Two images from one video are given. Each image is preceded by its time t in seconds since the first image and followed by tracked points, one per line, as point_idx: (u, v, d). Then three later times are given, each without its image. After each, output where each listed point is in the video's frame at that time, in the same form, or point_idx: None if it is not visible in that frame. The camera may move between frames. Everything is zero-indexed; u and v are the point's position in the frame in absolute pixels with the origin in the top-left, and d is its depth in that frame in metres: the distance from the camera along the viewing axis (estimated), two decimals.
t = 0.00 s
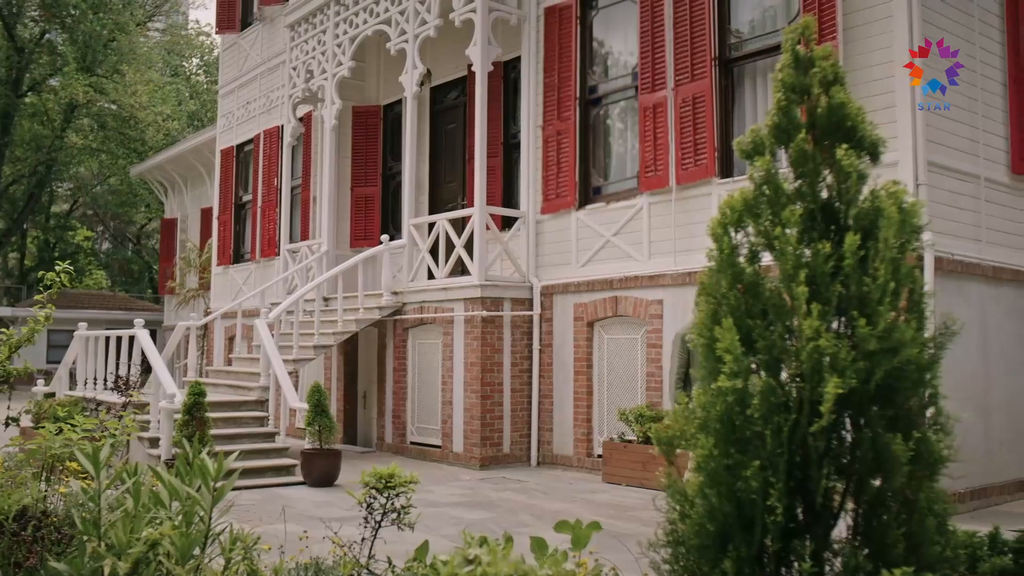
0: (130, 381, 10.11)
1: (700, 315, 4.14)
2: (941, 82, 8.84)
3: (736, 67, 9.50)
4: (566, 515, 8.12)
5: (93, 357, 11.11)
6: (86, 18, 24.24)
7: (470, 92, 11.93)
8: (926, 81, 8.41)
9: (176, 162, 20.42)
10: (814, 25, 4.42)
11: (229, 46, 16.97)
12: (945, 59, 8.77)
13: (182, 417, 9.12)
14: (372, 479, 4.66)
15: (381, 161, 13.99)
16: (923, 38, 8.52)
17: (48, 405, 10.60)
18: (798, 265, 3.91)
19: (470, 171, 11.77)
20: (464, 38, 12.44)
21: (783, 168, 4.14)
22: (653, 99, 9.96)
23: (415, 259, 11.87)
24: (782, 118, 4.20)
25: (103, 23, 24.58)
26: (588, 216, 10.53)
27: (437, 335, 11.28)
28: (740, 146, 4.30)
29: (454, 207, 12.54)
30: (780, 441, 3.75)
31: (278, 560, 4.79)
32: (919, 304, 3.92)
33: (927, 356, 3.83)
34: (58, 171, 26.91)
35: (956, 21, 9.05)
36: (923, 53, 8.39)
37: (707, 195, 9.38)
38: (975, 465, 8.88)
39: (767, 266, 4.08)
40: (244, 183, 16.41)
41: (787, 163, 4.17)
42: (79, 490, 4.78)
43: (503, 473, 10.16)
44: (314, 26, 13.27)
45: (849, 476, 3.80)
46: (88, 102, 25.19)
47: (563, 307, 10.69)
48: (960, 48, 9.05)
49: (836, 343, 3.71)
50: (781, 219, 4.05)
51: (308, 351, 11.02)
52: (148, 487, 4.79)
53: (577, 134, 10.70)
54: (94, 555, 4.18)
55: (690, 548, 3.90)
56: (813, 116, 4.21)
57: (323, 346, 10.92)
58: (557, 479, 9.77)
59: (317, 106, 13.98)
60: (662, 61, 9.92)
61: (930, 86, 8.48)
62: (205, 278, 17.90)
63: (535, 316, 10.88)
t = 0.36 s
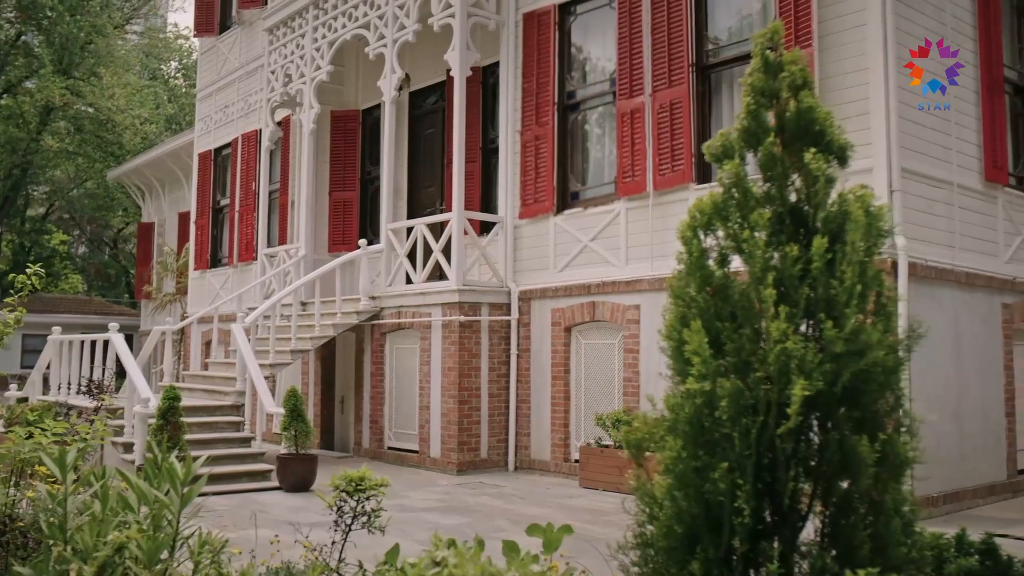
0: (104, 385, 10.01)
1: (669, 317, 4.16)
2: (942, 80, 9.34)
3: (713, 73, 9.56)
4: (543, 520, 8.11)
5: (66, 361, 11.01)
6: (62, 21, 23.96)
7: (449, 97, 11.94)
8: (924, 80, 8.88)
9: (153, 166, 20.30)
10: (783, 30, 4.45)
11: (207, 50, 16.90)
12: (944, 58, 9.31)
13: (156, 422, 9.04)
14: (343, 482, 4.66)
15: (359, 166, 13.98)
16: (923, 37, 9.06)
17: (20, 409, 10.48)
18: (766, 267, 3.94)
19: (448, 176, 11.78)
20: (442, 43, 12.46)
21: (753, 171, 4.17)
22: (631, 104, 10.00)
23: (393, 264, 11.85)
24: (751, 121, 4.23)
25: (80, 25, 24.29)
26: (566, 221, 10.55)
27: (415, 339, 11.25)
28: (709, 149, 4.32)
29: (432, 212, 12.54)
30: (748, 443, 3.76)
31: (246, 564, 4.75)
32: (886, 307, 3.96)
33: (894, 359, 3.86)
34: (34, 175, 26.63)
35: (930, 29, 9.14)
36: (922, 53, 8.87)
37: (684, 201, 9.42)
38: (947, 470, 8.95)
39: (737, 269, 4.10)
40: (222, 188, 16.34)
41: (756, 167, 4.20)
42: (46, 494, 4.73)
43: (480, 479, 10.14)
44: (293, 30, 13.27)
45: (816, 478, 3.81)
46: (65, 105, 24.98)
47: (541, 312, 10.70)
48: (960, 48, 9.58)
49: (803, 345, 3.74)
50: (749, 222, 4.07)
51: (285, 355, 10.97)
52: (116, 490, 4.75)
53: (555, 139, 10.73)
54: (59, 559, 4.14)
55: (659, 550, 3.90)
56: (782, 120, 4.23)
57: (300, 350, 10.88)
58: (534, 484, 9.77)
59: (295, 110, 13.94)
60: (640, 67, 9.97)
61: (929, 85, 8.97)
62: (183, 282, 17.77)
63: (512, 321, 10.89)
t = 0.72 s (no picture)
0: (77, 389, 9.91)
1: (638, 319, 4.18)
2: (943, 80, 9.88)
3: (690, 79, 9.62)
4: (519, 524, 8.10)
5: (39, 365, 10.90)
6: (38, 22, 23.81)
7: (427, 101, 11.95)
8: (924, 80, 9.43)
9: (130, 169, 20.18)
10: (751, 33, 4.49)
11: (184, 53, 16.85)
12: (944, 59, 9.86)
13: (130, 426, 8.96)
14: (312, 484, 4.64)
15: (337, 170, 13.99)
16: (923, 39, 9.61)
17: None
18: (733, 268, 3.97)
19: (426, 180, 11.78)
20: (421, 48, 12.48)
21: (721, 173, 4.20)
22: (608, 110, 10.05)
23: (370, 268, 11.82)
24: (720, 124, 4.26)
25: (56, 27, 24.22)
26: (543, 225, 10.58)
27: (392, 343, 11.22)
28: (678, 151, 4.35)
29: (410, 216, 12.53)
30: (715, 443, 3.78)
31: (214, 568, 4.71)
32: (852, 308, 3.99)
33: (859, 360, 3.89)
34: (8, 178, 26.35)
35: (903, 36, 9.23)
36: (924, 54, 9.41)
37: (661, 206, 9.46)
38: (920, 473, 9.03)
39: (705, 270, 4.13)
40: (199, 191, 16.25)
41: (725, 168, 4.23)
42: (10, 496, 4.67)
43: (456, 483, 10.13)
44: (271, 33, 13.26)
45: (782, 478, 3.84)
46: (40, 108, 24.70)
47: (518, 316, 10.71)
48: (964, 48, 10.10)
49: (770, 346, 3.77)
50: (718, 224, 4.10)
51: (261, 359, 10.92)
52: (82, 493, 4.71)
53: (532, 143, 10.76)
54: (23, 561, 4.09)
55: (626, 550, 3.91)
56: (751, 124, 4.26)
57: (276, 355, 10.83)
58: (510, 488, 9.76)
59: (273, 114, 13.90)
60: (617, 72, 10.01)
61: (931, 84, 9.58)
62: (159, 286, 17.66)
63: (489, 325, 10.89)
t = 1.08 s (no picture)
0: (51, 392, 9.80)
1: (608, 319, 4.20)
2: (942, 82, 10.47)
3: (667, 84, 9.67)
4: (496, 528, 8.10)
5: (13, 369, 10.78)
6: (15, 23, 23.17)
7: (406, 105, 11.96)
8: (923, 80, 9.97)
9: (107, 171, 20.05)
10: (722, 36, 4.53)
11: (162, 55, 16.78)
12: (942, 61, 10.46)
13: (104, 430, 8.88)
14: (284, 485, 4.62)
15: (316, 173, 13.97)
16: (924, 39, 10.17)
17: None
18: (703, 269, 3.99)
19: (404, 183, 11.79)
20: (399, 52, 12.50)
21: (692, 174, 4.23)
22: (586, 114, 10.09)
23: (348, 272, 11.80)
24: (691, 125, 4.29)
25: (33, 28, 23.58)
26: (521, 229, 10.60)
27: (370, 347, 11.21)
28: (649, 152, 4.38)
29: (389, 220, 12.52)
30: (684, 442, 3.80)
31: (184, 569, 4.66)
32: (821, 308, 4.03)
33: (827, 360, 3.93)
34: None
35: (878, 43, 9.33)
36: (923, 54, 9.96)
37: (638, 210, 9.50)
38: (895, 476, 9.10)
39: (676, 270, 4.15)
40: (176, 194, 16.16)
41: (695, 169, 4.26)
42: None
43: (434, 487, 10.11)
44: (249, 36, 13.26)
45: (750, 478, 3.87)
46: (16, 109, 24.20)
47: (496, 320, 10.73)
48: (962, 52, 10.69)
49: (739, 346, 3.79)
50: (688, 225, 4.12)
51: (238, 363, 10.86)
52: (50, 494, 4.66)
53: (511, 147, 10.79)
54: None
55: (596, 549, 3.93)
56: (721, 126, 4.30)
57: (253, 358, 10.78)
58: (488, 492, 9.75)
59: (252, 117, 13.87)
60: (596, 77, 10.06)
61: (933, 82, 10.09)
62: (136, 289, 17.53)
63: (468, 329, 10.90)
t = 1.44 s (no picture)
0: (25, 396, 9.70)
1: (581, 318, 4.21)
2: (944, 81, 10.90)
3: (646, 89, 9.73)
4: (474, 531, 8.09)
5: None
6: None
7: (386, 109, 11.97)
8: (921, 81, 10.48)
9: (84, 174, 19.89)
10: (695, 38, 4.57)
11: (141, 57, 16.70)
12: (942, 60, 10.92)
13: (79, 434, 8.80)
14: (257, 485, 4.60)
15: (295, 177, 13.96)
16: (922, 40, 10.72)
17: None
18: (676, 269, 4.03)
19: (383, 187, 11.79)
20: (379, 56, 12.53)
21: (665, 175, 4.26)
22: (565, 118, 10.14)
23: (327, 275, 11.78)
24: (664, 126, 4.32)
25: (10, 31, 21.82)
26: (500, 233, 10.64)
27: (349, 351, 11.18)
28: (623, 153, 4.40)
29: (368, 223, 12.52)
30: (656, 441, 3.82)
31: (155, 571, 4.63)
32: (793, 309, 4.07)
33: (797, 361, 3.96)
34: None
35: (854, 49, 9.41)
36: (924, 54, 10.21)
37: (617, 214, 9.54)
38: (871, 479, 9.17)
39: (649, 270, 4.17)
40: (155, 197, 16.07)
41: (668, 171, 4.29)
42: None
43: (412, 491, 10.09)
44: (229, 38, 13.25)
45: (721, 476, 3.89)
46: None
47: (475, 324, 10.74)
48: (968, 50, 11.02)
49: (710, 345, 3.82)
50: (661, 225, 4.14)
51: (216, 367, 10.81)
52: (20, 496, 4.62)
53: (490, 151, 10.82)
54: None
55: (569, 549, 3.95)
56: (694, 127, 4.34)
57: (230, 362, 10.73)
58: (467, 496, 9.75)
59: (231, 120, 13.83)
60: (575, 82, 10.11)
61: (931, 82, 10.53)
62: (114, 293, 17.39)
63: (447, 333, 10.91)
